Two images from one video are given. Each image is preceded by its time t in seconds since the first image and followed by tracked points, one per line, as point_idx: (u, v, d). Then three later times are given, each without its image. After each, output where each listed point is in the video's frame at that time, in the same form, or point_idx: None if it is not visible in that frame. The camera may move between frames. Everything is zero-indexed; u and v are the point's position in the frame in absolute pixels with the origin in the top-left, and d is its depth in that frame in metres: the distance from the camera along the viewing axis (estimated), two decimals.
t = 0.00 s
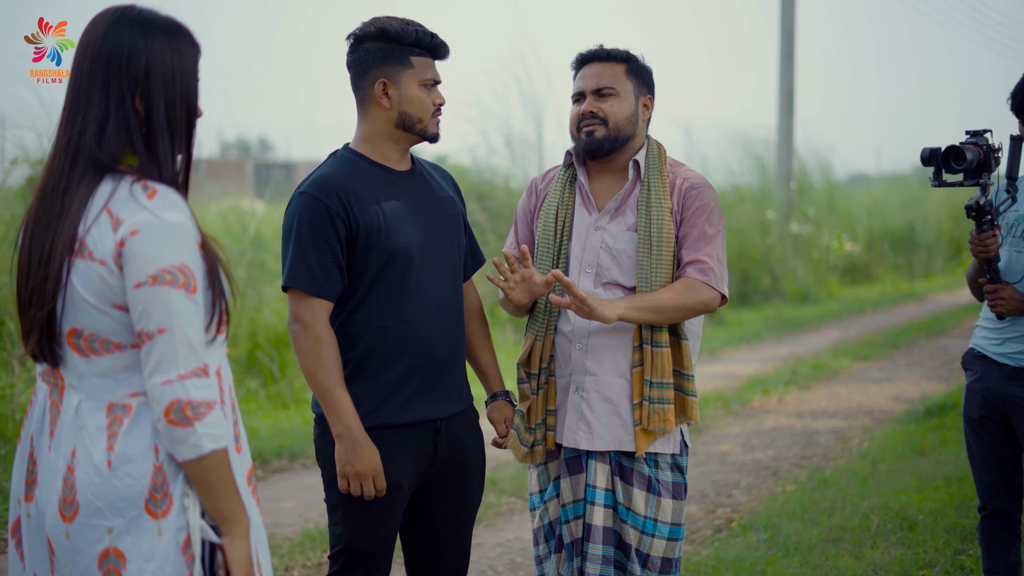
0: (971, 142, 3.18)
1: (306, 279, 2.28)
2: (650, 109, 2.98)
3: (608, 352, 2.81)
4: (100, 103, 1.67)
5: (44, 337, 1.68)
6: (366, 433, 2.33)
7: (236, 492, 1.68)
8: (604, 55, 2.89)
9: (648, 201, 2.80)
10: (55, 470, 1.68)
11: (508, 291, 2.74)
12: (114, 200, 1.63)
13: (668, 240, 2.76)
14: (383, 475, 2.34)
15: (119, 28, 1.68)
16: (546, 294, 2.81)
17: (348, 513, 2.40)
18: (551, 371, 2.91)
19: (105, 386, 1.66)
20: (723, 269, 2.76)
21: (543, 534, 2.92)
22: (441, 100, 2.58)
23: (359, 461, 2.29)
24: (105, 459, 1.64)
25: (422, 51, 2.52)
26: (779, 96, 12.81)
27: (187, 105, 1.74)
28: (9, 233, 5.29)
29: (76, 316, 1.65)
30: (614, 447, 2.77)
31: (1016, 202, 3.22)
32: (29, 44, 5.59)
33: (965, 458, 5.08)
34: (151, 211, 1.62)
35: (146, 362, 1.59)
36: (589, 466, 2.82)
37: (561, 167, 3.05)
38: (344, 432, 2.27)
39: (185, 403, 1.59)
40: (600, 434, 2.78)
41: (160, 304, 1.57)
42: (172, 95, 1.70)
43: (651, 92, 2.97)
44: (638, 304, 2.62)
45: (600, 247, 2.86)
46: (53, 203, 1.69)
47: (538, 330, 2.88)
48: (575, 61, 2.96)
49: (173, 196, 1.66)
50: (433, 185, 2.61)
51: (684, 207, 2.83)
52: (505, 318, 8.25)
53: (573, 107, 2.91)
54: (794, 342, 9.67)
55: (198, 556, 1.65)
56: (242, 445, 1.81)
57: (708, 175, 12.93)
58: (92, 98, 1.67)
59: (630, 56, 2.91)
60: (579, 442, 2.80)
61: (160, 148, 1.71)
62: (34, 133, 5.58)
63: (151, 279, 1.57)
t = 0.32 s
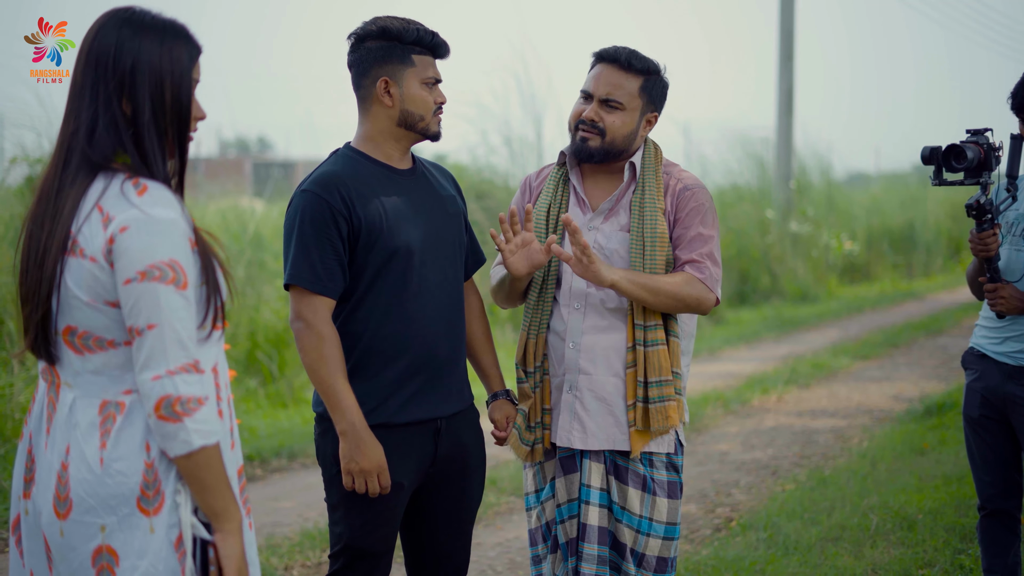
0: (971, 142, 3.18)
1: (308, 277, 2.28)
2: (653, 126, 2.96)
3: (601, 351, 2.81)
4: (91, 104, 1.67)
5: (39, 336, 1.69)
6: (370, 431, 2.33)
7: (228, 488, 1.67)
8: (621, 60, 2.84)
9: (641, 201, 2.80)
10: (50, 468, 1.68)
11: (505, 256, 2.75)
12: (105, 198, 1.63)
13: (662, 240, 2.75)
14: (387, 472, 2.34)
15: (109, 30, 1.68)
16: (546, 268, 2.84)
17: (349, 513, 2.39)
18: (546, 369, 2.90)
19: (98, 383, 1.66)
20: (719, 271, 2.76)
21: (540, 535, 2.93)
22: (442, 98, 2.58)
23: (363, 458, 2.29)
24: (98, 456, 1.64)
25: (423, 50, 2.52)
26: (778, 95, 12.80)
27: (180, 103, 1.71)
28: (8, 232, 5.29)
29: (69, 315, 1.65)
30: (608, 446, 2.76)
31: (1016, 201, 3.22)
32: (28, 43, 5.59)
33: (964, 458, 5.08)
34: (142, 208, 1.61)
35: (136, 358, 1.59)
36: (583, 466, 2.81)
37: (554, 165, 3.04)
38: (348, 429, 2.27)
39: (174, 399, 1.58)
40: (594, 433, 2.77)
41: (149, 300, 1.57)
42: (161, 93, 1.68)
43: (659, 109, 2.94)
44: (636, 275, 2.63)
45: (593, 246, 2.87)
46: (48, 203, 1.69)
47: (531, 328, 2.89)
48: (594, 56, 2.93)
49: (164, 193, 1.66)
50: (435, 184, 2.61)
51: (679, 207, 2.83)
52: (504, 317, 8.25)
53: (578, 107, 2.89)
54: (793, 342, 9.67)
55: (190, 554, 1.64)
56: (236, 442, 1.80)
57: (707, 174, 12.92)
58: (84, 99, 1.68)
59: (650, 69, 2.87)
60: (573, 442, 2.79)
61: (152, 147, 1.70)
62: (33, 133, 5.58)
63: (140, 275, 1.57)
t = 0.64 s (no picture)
0: (969, 142, 3.17)
1: (301, 278, 2.27)
2: (645, 112, 2.98)
3: (592, 354, 2.80)
4: (81, 108, 1.68)
5: (28, 338, 1.69)
6: (359, 434, 2.33)
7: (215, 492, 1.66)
8: (604, 54, 2.89)
9: (637, 206, 2.79)
10: (42, 471, 1.68)
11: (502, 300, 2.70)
12: (89, 202, 1.63)
13: (656, 246, 2.76)
14: (374, 475, 2.33)
15: (100, 33, 1.68)
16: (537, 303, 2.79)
17: (344, 514, 2.38)
18: (539, 371, 2.90)
19: (85, 387, 1.66)
20: (712, 278, 2.76)
21: (530, 536, 2.92)
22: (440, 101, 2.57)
23: (350, 461, 2.28)
24: (87, 461, 1.64)
25: (422, 51, 2.52)
26: (777, 96, 12.81)
27: (169, 106, 1.71)
28: (7, 233, 5.29)
29: (56, 317, 1.65)
30: (600, 449, 2.76)
31: (1013, 202, 3.21)
32: (28, 44, 5.59)
33: (962, 458, 5.09)
34: (124, 213, 1.60)
35: (116, 363, 1.58)
36: (575, 469, 2.81)
37: (550, 166, 3.04)
38: (336, 432, 2.27)
39: (152, 405, 1.58)
40: (586, 437, 2.77)
41: (127, 305, 1.56)
42: (150, 97, 1.68)
43: (648, 96, 2.97)
44: (627, 316, 2.61)
45: (587, 249, 2.85)
46: (38, 207, 1.70)
47: (523, 331, 2.88)
48: (574, 58, 2.96)
49: (148, 197, 1.65)
50: (431, 187, 2.60)
51: (674, 213, 2.83)
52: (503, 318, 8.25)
53: (569, 105, 2.89)
54: (792, 342, 9.67)
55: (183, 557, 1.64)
56: (224, 447, 1.79)
57: (706, 174, 12.91)
58: (75, 102, 1.68)
59: (630, 57, 2.91)
60: (564, 446, 2.79)
61: (141, 151, 1.69)
62: (32, 133, 5.57)
63: (118, 280, 1.56)
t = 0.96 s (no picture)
0: (965, 144, 3.17)
1: (297, 279, 2.27)
2: (632, 118, 2.99)
3: (582, 354, 2.80)
4: (85, 107, 1.67)
5: (38, 341, 1.69)
6: (354, 433, 2.32)
7: (224, 495, 1.65)
8: (597, 57, 2.88)
9: (624, 206, 2.79)
10: (53, 474, 1.68)
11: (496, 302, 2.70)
12: (95, 203, 1.63)
13: (643, 245, 2.76)
14: (370, 475, 2.33)
15: (104, 32, 1.68)
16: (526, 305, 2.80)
17: (342, 515, 2.38)
18: (530, 372, 2.90)
19: (96, 390, 1.66)
20: (701, 276, 2.76)
21: (523, 539, 2.93)
22: (438, 103, 2.57)
23: (347, 461, 2.28)
24: (98, 463, 1.64)
25: (420, 54, 2.52)
26: (776, 96, 12.81)
27: (173, 104, 1.70)
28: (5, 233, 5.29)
29: (64, 320, 1.65)
30: (590, 449, 2.76)
31: (1010, 203, 3.20)
32: (27, 44, 5.58)
33: (960, 459, 5.09)
34: (131, 213, 1.60)
35: (126, 365, 1.58)
36: (565, 469, 2.81)
37: (537, 167, 3.04)
38: (333, 432, 2.27)
39: (162, 407, 1.57)
40: (576, 437, 2.77)
41: (135, 307, 1.56)
42: (154, 96, 1.68)
43: (635, 102, 2.98)
44: (618, 314, 2.60)
45: (575, 249, 2.85)
46: (47, 208, 1.70)
47: (516, 332, 2.88)
48: (565, 59, 2.95)
49: (153, 198, 1.65)
50: (429, 189, 2.61)
51: (661, 213, 2.83)
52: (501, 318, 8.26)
53: (557, 105, 2.88)
54: (790, 343, 9.68)
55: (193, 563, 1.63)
56: (234, 450, 1.78)
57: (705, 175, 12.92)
58: (79, 102, 1.68)
59: (621, 61, 2.91)
60: (555, 446, 2.79)
61: (145, 150, 1.68)
62: (31, 134, 5.57)
63: (126, 282, 1.56)
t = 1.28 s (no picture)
0: (965, 143, 3.16)
1: (296, 278, 2.27)
2: (623, 113, 2.99)
3: (580, 353, 2.80)
4: (95, 101, 1.66)
5: (49, 339, 1.69)
6: (353, 431, 2.32)
7: (233, 494, 1.64)
8: (581, 56, 2.88)
9: (621, 204, 2.79)
10: (64, 473, 1.67)
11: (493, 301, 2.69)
12: (106, 199, 1.63)
13: (641, 243, 2.76)
14: (370, 474, 2.33)
15: (114, 24, 1.67)
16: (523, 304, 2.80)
17: (341, 515, 2.38)
18: (525, 371, 2.90)
19: (108, 388, 1.66)
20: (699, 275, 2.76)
21: (518, 540, 2.93)
22: (437, 101, 2.57)
23: (347, 460, 2.28)
24: (110, 461, 1.64)
25: (418, 52, 2.51)
26: (776, 95, 12.81)
27: (184, 99, 1.70)
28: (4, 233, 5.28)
29: (76, 318, 1.65)
30: (589, 447, 2.76)
31: (1010, 202, 3.20)
32: (27, 43, 5.58)
33: (960, 458, 5.09)
34: (140, 209, 1.60)
35: (137, 362, 1.58)
36: (563, 468, 2.81)
37: (531, 165, 3.04)
38: (332, 431, 2.26)
39: (173, 404, 1.57)
40: (575, 435, 2.76)
41: (145, 302, 1.55)
42: (166, 90, 1.68)
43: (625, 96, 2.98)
44: (619, 315, 2.60)
45: (571, 247, 2.84)
46: (56, 203, 1.69)
47: (510, 331, 2.87)
48: (552, 60, 2.95)
49: (164, 192, 1.65)
50: (428, 188, 2.60)
51: (656, 211, 2.82)
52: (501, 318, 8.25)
53: (550, 105, 2.88)
54: (790, 342, 9.68)
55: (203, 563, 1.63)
56: (247, 450, 1.78)
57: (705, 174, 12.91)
58: (88, 95, 1.67)
59: (608, 58, 2.91)
60: (554, 445, 2.78)
61: (156, 145, 1.68)
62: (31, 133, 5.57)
63: (136, 277, 1.56)
